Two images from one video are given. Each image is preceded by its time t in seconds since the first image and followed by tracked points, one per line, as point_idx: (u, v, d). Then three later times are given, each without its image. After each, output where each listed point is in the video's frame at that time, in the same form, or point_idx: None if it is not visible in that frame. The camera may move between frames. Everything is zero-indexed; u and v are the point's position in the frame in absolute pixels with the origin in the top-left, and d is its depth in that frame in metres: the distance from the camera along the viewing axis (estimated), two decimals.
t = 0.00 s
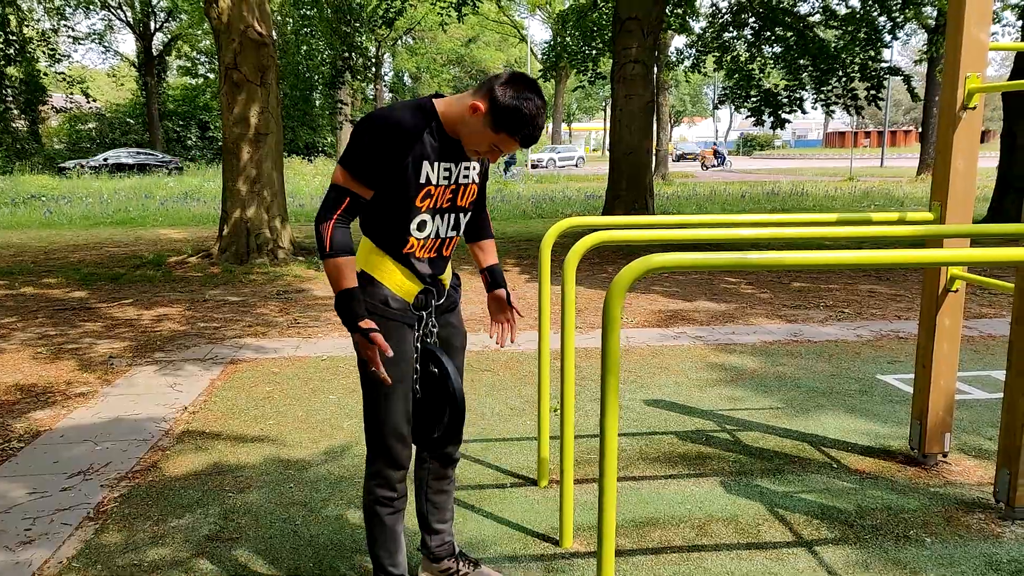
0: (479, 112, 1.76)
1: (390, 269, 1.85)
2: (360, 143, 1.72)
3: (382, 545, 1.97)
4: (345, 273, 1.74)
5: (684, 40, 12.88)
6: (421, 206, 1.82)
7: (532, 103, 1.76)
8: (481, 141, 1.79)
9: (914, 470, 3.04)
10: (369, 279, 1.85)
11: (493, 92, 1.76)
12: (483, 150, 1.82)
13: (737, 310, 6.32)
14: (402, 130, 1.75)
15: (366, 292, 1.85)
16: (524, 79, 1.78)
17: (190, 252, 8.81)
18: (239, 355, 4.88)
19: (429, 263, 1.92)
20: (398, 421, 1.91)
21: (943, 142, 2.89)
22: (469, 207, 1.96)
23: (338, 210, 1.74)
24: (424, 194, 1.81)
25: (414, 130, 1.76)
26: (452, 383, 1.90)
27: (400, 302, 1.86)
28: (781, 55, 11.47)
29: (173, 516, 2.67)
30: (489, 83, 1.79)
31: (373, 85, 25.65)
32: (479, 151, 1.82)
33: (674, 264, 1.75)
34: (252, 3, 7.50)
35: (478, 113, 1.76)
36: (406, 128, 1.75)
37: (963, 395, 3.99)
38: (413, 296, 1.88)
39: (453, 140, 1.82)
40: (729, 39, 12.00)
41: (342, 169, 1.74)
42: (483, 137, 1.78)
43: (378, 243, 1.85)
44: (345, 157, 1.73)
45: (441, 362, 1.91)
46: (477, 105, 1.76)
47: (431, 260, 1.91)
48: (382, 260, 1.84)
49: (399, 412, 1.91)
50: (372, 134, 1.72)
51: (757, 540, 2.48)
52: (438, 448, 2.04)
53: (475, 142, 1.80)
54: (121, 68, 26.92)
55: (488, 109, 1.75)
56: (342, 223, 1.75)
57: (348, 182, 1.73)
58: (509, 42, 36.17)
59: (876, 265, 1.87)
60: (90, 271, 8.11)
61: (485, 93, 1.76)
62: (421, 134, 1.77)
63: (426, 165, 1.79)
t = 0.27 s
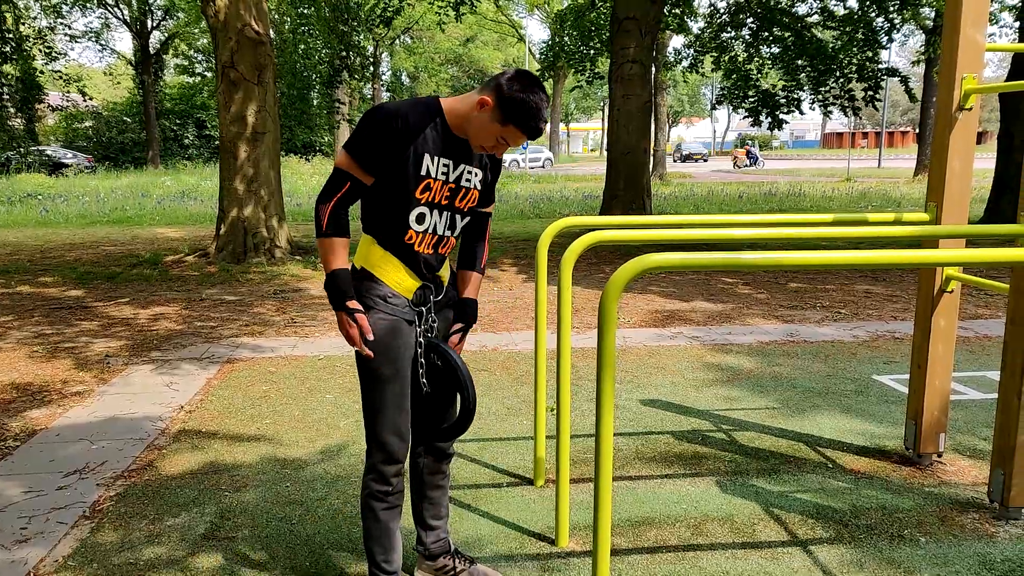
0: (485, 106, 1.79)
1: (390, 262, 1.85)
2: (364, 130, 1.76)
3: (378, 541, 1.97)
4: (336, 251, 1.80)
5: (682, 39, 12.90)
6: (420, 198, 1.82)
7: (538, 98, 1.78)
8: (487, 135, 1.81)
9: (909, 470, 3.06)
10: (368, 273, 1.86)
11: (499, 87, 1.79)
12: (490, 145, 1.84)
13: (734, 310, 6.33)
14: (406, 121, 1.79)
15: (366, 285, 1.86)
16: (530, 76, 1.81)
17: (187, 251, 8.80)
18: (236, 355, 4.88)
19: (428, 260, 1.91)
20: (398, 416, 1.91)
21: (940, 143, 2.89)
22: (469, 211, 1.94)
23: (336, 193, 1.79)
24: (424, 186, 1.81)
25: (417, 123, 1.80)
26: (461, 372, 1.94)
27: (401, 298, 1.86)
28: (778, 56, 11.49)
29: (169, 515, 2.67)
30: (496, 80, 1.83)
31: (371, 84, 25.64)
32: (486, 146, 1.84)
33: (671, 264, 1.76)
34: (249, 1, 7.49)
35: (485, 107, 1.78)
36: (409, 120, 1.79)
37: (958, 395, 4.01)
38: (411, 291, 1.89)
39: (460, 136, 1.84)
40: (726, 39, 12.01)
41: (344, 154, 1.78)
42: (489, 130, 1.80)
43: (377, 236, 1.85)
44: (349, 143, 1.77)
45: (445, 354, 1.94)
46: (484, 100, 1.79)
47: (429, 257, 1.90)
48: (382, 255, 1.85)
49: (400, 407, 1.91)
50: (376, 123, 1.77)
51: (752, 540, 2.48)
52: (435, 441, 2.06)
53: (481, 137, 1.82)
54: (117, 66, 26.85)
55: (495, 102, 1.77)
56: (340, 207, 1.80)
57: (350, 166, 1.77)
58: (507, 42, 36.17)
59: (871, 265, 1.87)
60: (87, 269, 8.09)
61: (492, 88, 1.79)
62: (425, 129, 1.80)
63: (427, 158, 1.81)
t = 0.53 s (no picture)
0: (478, 97, 1.78)
1: (383, 255, 1.87)
2: (359, 122, 1.82)
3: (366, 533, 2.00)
4: (326, 240, 1.88)
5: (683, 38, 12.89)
6: (413, 190, 1.82)
7: (531, 94, 1.76)
8: (478, 128, 1.80)
9: (908, 470, 3.06)
10: (363, 266, 1.89)
11: (494, 79, 1.78)
12: (482, 139, 1.82)
13: (733, 310, 6.33)
14: (401, 114, 1.82)
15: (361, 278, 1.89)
16: (528, 72, 1.80)
17: (186, 248, 8.80)
18: (236, 351, 4.88)
19: (422, 254, 1.91)
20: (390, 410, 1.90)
21: (941, 143, 2.89)
22: (467, 208, 1.93)
23: (328, 182, 1.84)
24: (416, 179, 1.82)
25: (411, 116, 1.82)
26: (455, 367, 1.92)
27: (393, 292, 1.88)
28: (779, 55, 11.48)
29: (168, 510, 2.67)
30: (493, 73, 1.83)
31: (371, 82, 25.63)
32: (478, 140, 1.82)
33: (671, 263, 1.76)
34: None
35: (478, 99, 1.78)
36: (403, 113, 1.82)
37: (957, 396, 4.01)
38: (406, 286, 1.90)
39: (453, 128, 1.83)
40: (727, 38, 11.99)
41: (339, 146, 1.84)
42: (481, 124, 1.78)
43: (372, 229, 1.88)
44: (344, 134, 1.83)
45: (440, 348, 1.93)
46: (478, 92, 1.78)
47: (425, 251, 1.90)
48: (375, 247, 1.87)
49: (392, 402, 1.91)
50: (371, 115, 1.82)
51: (751, 539, 2.49)
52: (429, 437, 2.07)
53: (474, 131, 1.81)
54: (118, 62, 26.82)
55: (488, 96, 1.76)
56: (332, 197, 1.86)
57: (343, 158, 1.83)
58: (507, 40, 36.16)
59: (870, 265, 1.87)
60: (87, 265, 8.09)
61: (486, 81, 1.78)
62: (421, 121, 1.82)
63: (420, 151, 1.81)
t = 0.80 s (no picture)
0: (442, 97, 1.78)
1: (366, 257, 1.91)
2: (330, 128, 1.84)
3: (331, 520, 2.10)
4: (314, 244, 1.90)
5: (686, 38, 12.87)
6: (388, 195, 1.84)
7: (493, 89, 1.73)
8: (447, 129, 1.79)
9: (909, 472, 3.05)
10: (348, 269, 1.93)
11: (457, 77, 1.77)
12: (451, 140, 1.81)
13: (735, 310, 6.32)
14: (371, 118, 1.83)
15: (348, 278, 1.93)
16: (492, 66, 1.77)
17: (188, 245, 8.80)
18: (237, 349, 4.88)
19: (403, 255, 1.93)
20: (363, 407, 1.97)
21: (945, 144, 2.89)
22: (449, 210, 1.92)
23: (306, 189, 1.88)
24: (391, 182, 1.82)
25: (383, 119, 1.83)
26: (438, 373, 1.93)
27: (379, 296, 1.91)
28: (782, 55, 11.46)
29: (169, 507, 2.67)
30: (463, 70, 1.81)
31: (374, 80, 25.62)
32: (448, 141, 1.81)
33: (672, 263, 1.76)
34: None
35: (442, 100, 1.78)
36: (373, 118, 1.83)
37: (959, 398, 4.01)
38: (389, 287, 1.93)
39: (425, 128, 1.84)
40: (730, 38, 11.97)
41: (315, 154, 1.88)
42: (447, 126, 1.77)
43: (355, 233, 1.91)
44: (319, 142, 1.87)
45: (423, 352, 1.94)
46: (442, 93, 1.78)
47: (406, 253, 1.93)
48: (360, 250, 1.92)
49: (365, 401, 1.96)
50: (342, 120, 1.84)
51: (751, 539, 2.49)
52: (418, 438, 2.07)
53: (442, 132, 1.81)
54: (120, 59, 26.84)
55: (452, 95, 1.75)
56: (311, 203, 1.89)
57: (318, 166, 1.87)
58: (509, 39, 36.15)
59: (873, 266, 1.87)
60: (89, 262, 8.10)
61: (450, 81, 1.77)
62: (392, 124, 1.83)
63: (392, 154, 1.82)
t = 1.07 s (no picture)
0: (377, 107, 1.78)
1: (333, 263, 1.93)
2: (280, 144, 1.87)
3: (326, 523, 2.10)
4: (278, 256, 1.97)
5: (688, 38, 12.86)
6: (342, 207, 1.86)
7: (420, 98, 1.70)
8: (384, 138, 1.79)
9: (913, 473, 3.04)
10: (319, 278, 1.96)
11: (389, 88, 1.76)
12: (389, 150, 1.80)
13: (737, 310, 6.31)
14: (316, 131, 1.85)
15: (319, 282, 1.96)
16: (423, 76, 1.73)
17: (191, 245, 8.81)
18: (240, 349, 4.88)
19: (371, 262, 1.94)
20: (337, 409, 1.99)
21: (949, 145, 2.88)
22: (410, 219, 1.91)
23: (266, 203, 1.93)
24: (343, 193, 1.84)
25: (333, 130, 1.84)
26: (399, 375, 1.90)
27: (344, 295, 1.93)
28: (784, 55, 11.44)
29: (172, 507, 2.67)
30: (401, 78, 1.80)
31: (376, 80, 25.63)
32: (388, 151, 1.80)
33: (674, 264, 1.75)
34: None
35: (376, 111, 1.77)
36: (321, 131, 1.84)
37: (962, 399, 4.00)
38: (361, 290, 1.93)
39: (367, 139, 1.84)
40: (733, 39, 11.96)
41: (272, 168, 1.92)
42: (384, 142, 1.77)
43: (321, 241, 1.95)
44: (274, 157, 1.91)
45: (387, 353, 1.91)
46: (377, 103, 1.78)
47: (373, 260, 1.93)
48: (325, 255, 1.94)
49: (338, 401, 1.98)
50: (290, 134, 1.86)
51: (754, 541, 2.48)
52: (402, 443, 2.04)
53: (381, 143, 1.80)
54: (123, 59, 26.88)
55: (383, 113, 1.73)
56: (271, 215, 1.93)
57: (273, 179, 1.90)
58: (511, 39, 36.16)
59: (877, 267, 1.86)
60: (92, 262, 8.10)
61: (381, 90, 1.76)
62: (337, 136, 1.84)
63: (342, 167, 1.83)
